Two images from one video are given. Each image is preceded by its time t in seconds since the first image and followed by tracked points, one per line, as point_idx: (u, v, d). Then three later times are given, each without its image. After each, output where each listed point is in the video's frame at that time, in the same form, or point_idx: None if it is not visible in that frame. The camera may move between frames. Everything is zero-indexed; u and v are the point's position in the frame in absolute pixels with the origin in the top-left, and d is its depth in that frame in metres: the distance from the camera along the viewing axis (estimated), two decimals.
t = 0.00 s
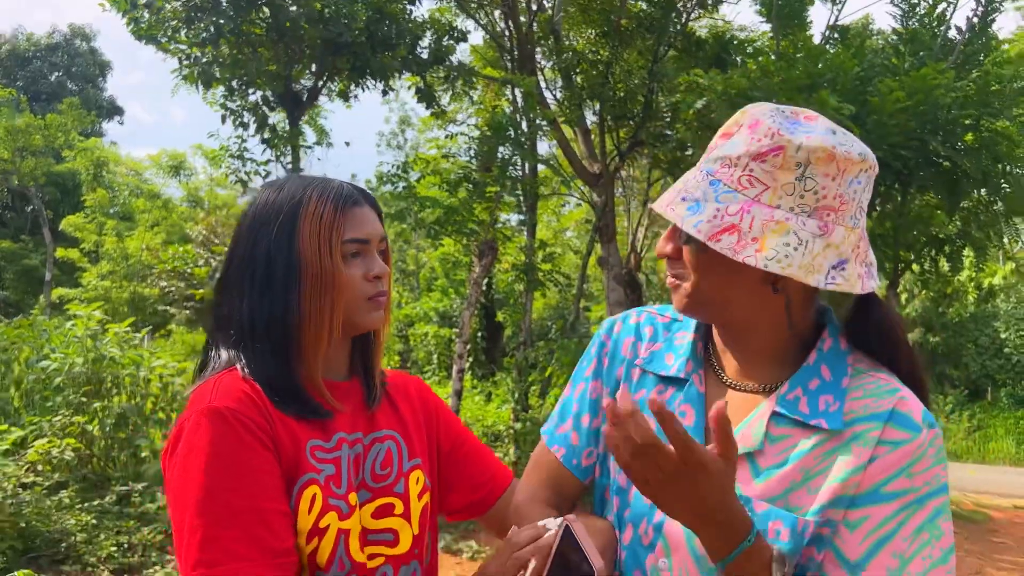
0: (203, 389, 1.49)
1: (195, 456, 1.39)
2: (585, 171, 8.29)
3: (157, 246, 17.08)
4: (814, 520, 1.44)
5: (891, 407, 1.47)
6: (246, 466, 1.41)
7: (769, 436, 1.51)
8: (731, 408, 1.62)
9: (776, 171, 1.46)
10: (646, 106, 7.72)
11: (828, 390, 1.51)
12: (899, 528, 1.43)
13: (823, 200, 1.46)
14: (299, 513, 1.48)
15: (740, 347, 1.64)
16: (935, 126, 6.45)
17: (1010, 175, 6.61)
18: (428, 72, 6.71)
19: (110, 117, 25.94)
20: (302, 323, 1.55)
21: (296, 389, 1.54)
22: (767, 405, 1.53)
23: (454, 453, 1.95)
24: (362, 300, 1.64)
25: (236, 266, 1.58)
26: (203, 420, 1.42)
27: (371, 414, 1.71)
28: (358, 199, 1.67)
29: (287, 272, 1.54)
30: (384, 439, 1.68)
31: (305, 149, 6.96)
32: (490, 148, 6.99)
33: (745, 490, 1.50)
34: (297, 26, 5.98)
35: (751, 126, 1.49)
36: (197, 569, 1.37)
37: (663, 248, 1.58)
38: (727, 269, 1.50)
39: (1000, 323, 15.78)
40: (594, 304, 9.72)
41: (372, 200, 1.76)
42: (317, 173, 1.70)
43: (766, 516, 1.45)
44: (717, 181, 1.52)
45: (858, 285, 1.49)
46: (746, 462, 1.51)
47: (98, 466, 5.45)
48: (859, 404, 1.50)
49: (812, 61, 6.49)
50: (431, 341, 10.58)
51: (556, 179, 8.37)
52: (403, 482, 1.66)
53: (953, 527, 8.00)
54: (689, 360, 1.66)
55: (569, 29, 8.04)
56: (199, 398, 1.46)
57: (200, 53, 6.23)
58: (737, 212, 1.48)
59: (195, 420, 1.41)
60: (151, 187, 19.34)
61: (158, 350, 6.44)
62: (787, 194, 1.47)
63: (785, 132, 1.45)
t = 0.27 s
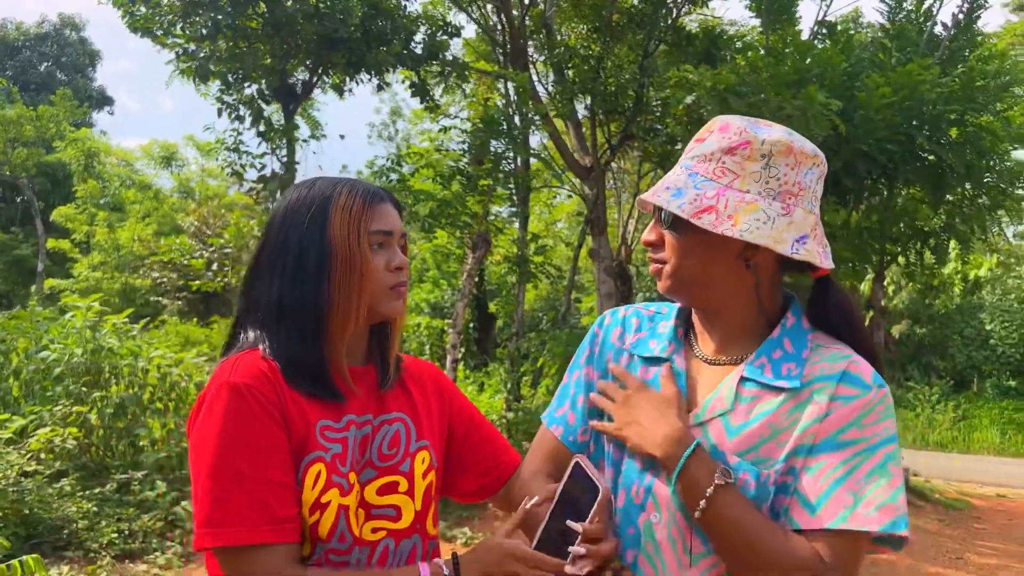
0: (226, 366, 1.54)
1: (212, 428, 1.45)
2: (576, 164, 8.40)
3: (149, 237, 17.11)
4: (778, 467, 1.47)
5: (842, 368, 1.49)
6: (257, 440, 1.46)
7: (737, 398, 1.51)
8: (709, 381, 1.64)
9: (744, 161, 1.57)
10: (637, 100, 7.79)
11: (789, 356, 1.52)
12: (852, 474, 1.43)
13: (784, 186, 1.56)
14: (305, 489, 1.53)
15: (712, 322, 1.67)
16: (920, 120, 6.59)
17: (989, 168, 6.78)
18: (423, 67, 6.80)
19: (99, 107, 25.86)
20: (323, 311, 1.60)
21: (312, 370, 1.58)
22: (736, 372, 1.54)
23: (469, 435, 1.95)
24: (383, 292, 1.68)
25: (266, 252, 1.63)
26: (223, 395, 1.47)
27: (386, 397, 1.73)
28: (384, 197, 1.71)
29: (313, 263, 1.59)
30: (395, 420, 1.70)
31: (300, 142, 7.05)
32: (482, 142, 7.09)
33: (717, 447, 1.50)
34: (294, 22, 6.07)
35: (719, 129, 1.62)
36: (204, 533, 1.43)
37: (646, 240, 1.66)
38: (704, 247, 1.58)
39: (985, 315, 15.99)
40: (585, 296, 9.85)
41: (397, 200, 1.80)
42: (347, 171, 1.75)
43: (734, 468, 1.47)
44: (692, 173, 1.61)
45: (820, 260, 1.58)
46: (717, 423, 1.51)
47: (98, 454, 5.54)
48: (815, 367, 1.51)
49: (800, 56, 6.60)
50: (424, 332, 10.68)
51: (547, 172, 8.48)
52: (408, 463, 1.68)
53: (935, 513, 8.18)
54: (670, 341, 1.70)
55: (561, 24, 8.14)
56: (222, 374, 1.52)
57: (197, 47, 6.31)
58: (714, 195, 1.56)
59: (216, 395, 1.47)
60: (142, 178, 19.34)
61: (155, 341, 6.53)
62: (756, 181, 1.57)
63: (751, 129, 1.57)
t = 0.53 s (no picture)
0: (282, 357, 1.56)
1: (265, 414, 1.48)
2: (566, 156, 8.53)
3: (137, 226, 17.12)
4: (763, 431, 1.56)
5: (819, 340, 1.58)
6: (302, 422, 1.46)
7: (726, 368, 1.61)
8: (699, 354, 1.71)
9: (727, 159, 1.64)
10: (626, 93, 7.89)
11: (770, 330, 1.61)
12: (828, 434, 1.51)
13: (765, 180, 1.64)
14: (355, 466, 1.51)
15: (702, 303, 1.73)
16: (904, 114, 6.73)
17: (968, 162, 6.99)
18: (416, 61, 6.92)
19: (84, 96, 25.70)
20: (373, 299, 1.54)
21: (359, 355, 1.54)
22: (724, 347, 1.64)
23: (509, 408, 1.87)
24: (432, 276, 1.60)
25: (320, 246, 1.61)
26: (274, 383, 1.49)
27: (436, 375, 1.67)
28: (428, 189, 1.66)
29: (361, 252, 1.55)
30: (441, 396, 1.64)
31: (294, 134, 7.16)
32: (473, 134, 7.27)
33: (708, 415, 1.60)
34: (290, 15, 6.17)
35: (703, 130, 1.69)
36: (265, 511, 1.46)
37: (639, 230, 1.72)
38: (694, 234, 1.64)
39: (965, 306, 16.27)
40: (573, 285, 10.01)
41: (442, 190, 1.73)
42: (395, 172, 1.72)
43: (723, 431, 1.56)
44: (678, 170, 1.68)
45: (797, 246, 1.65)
46: (707, 393, 1.61)
47: (98, 440, 5.65)
48: (795, 338, 1.60)
49: (786, 51, 6.74)
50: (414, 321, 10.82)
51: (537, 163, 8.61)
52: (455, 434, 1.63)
53: (914, 498, 8.41)
54: (662, 322, 1.77)
55: (550, 17, 8.26)
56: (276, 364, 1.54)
57: (194, 39, 6.40)
58: (701, 189, 1.62)
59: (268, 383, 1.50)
60: (128, 167, 19.30)
61: (152, 329, 6.64)
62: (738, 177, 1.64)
63: (731, 129, 1.65)
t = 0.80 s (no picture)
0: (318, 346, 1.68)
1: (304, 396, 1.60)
2: (553, 149, 8.66)
3: (122, 217, 17.09)
4: (740, 412, 1.66)
5: (791, 330, 1.68)
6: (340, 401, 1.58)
7: (707, 355, 1.70)
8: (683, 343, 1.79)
9: (705, 164, 1.72)
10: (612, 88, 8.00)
11: (748, 319, 1.70)
12: (799, 416, 1.61)
13: (741, 183, 1.71)
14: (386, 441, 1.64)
15: (684, 295, 1.82)
16: (885, 109, 6.89)
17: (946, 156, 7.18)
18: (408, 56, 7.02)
19: (65, 85, 25.52)
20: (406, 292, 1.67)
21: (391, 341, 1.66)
22: (706, 336, 1.73)
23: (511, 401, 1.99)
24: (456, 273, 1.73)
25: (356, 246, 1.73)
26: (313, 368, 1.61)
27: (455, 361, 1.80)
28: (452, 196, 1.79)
29: (397, 249, 1.67)
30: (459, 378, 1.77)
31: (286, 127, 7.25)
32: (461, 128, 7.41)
33: (691, 398, 1.69)
34: (283, 11, 6.26)
35: (683, 138, 1.77)
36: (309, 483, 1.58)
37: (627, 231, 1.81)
38: (675, 234, 1.73)
39: (944, 297, 16.56)
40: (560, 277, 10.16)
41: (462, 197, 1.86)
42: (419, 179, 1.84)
43: (704, 413, 1.66)
44: (660, 176, 1.76)
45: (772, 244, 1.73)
46: (689, 379, 1.70)
47: (95, 429, 5.74)
48: (770, 327, 1.70)
49: (769, 47, 6.88)
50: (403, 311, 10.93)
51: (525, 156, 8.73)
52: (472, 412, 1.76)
53: (891, 484, 8.63)
54: (651, 312, 1.86)
55: (538, 11, 8.36)
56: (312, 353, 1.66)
57: (188, 34, 6.47)
58: (680, 193, 1.70)
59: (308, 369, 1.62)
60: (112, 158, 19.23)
61: (146, 320, 6.73)
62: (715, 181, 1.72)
63: (708, 136, 1.73)
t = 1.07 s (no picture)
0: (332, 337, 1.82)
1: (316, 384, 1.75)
2: (541, 144, 8.79)
3: (111, 210, 17.11)
4: (713, 397, 1.80)
5: (760, 322, 1.83)
6: (347, 391, 1.73)
7: (684, 345, 1.85)
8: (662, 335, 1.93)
9: (678, 168, 1.85)
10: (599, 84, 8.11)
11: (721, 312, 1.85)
12: (767, 399, 1.75)
13: (712, 185, 1.85)
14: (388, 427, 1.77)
15: (665, 290, 1.96)
16: (867, 105, 7.04)
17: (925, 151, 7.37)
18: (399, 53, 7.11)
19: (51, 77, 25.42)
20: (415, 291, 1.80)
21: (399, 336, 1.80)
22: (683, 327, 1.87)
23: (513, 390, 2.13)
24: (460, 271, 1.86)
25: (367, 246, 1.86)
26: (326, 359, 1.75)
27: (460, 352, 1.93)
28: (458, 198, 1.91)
29: (407, 252, 1.81)
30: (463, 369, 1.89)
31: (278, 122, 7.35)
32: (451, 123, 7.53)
33: (669, 385, 1.83)
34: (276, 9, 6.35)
35: (658, 146, 1.91)
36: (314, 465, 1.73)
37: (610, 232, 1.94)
38: (653, 235, 1.86)
39: (927, 288, 16.80)
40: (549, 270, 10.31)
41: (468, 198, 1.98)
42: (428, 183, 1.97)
43: (680, 399, 1.80)
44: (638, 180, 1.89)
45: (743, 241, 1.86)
46: (667, 367, 1.85)
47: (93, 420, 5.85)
48: (741, 319, 1.84)
49: (754, 44, 7.03)
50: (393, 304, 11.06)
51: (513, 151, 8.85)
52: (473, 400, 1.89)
53: (872, 471, 8.84)
54: (633, 306, 1.99)
55: (526, 7, 8.46)
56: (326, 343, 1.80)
57: (180, 31, 6.55)
58: (657, 196, 1.83)
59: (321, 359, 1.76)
60: (100, 150, 19.21)
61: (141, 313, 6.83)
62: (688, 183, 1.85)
63: (681, 144, 1.87)
